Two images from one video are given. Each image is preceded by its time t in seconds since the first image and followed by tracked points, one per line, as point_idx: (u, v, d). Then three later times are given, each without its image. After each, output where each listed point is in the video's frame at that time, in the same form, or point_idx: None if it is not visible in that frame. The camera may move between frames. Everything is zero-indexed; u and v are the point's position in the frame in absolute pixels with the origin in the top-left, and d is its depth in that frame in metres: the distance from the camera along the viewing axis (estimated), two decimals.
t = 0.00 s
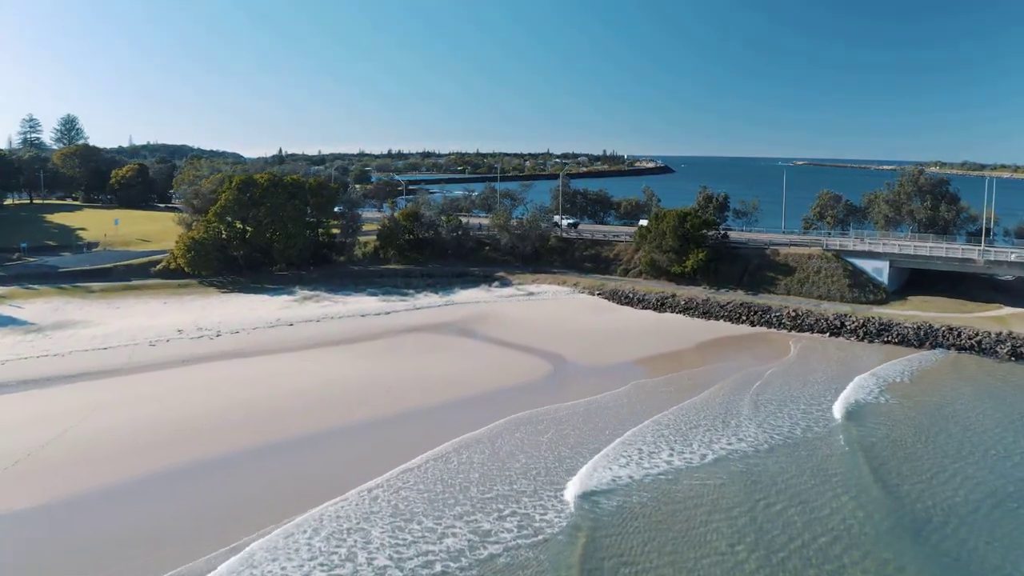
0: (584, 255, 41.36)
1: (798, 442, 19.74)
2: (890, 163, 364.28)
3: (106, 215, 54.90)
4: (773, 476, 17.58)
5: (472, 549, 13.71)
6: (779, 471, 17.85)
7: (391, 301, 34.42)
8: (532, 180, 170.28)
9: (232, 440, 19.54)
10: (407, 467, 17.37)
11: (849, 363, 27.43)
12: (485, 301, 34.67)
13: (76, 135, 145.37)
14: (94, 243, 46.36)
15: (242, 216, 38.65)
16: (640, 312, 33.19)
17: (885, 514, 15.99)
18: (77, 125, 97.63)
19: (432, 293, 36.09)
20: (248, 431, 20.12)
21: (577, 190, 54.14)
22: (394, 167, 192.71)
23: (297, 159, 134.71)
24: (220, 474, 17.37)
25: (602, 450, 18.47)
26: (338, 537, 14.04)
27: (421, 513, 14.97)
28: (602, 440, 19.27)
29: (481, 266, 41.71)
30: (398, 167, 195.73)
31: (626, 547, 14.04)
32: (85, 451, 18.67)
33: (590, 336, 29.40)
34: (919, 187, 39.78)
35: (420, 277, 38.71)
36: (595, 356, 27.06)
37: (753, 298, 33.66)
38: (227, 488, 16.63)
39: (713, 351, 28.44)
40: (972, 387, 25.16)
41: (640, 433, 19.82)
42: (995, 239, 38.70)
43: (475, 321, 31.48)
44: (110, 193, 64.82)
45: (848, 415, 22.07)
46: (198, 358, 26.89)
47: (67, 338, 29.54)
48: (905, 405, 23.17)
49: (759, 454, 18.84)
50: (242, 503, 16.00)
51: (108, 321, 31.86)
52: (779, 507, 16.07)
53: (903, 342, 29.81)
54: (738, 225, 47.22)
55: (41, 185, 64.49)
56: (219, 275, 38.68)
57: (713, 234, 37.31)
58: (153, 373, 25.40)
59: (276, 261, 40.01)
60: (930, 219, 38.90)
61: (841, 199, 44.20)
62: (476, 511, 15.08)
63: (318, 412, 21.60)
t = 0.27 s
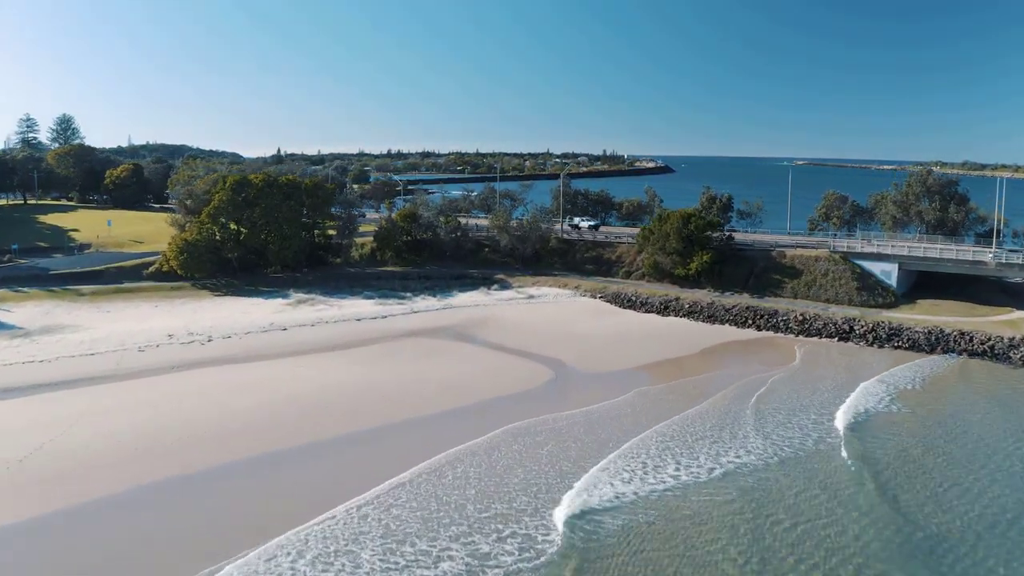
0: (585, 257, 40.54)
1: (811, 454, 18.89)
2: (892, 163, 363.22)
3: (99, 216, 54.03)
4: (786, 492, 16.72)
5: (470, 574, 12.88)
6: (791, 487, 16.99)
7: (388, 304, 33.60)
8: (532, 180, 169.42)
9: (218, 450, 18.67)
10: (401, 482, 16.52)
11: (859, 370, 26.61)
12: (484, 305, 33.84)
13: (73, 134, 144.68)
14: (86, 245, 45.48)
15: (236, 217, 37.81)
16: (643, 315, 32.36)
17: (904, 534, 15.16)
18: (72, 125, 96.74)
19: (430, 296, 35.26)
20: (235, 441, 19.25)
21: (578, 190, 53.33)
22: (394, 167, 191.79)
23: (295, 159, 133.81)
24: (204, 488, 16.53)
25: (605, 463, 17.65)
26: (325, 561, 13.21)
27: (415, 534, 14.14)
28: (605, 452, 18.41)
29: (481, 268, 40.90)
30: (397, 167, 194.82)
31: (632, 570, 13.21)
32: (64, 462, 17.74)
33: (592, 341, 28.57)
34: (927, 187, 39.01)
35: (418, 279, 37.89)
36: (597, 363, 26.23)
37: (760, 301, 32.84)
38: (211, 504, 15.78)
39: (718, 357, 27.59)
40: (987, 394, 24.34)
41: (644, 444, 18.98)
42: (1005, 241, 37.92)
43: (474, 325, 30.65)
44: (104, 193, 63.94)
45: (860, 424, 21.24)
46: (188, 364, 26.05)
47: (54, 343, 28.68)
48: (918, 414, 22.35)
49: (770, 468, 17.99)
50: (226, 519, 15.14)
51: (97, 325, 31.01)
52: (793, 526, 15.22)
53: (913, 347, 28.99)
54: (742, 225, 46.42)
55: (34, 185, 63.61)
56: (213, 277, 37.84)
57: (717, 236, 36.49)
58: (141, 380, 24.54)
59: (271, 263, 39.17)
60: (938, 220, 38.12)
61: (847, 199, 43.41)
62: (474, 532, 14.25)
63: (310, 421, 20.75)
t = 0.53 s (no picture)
0: (587, 259, 39.59)
1: (826, 470, 17.90)
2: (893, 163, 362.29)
3: (92, 217, 53.08)
4: (803, 513, 15.71)
5: None
6: (807, 506, 15.99)
7: (384, 309, 32.65)
8: (532, 180, 168.70)
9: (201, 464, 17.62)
10: (393, 502, 15.53)
11: (873, 378, 25.61)
12: (483, 309, 32.88)
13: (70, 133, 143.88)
14: (77, 247, 44.53)
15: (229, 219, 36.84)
16: (647, 320, 31.39)
17: (929, 560, 14.18)
18: (68, 124, 95.85)
19: (427, 300, 34.31)
20: (220, 457, 18.26)
21: (580, 191, 52.41)
22: (393, 167, 190.95)
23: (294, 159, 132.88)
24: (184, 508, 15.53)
25: (610, 481, 16.67)
26: None
27: (407, 562, 13.16)
28: (608, 468, 17.42)
29: (480, 271, 39.96)
30: (397, 167, 193.90)
31: None
32: (37, 481, 16.73)
33: (595, 348, 27.61)
34: (938, 189, 38.08)
35: (416, 283, 36.94)
36: (600, 371, 25.26)
37: (767, 306, 31.90)
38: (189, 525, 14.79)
39: (725, 364, 26.61)
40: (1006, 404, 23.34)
41: (650, 460, 18.00)
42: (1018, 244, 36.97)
43: (472, 330, 29.68)
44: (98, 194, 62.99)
45: (876, 437, 20.25)
46: (176, 373, 25.07)
47: (38, 349, 27.70)
48: (935, 425, 21.36)
49: (783, 485, 17.00)
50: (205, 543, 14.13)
51: (84, 330, 30.04)
52: (811, 551, 14.23)
53: (927, 353, 28.02)
54: (747, 227, 45.47)
55: (27, 186, 62.69)
56: (205, 281, 36.89)
57: (723, 238, 35.54)
58: (126, 389, 23.57)
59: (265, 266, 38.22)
60: (949, 222, 37.17)
61: (855, 201, 42.46)
62: (469, 560, 13.27)
63: (301, 432, 19.75)
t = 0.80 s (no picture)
0: (588, 261, 38.79)
1: (841, 485, 17.07)
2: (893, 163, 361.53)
3: (85, 218, 52.24)
4: (819, 533, 14.88)
5: None
6: (822, 525, 15.18)
7: (380, 313, 31.84)
8: (532, 180, 167.87)
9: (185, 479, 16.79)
10: (386, 521, 14.70)
11: (883, 385, 24.80)
12: (482, 313, 32.08)
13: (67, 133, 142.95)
14: (69, 249, 43.70)
15: (222, 220, 36.03)
16: (650, 325, 30.58)
17: None
18: (64, 123, 94.97)
19: (425, 304, 33.51)
20: (206, 469, 17.41)
21: (581, 192, 51.62)
22: (393, 167, 190.04)
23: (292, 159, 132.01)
24: (165, 527, 14.71)
25: (614, 497, 15.86)
26: None
27: None
28: (611, 483, 16.58)
29: (479, 274, 39.16)
30: (396, 167, 192.96)
31: None
32: (13, 496, 15.88)
33: (597, 354, 26.80)
34: (947, 190, 37.28)
35: (413, 286, 36.13)
36: (603, 378, 24.42)
37: (773, 310, 31.10)
38: (169, 547, 13.96)
39: (732, 371, 25.79)
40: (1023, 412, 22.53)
41: (656, 474, 17.18)
42: None
43: (471, 335, 28.87)
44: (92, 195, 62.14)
45: (890, 449, 19.44)
46: (164, 380, 24.23)
47: (23, 354, 26.86)
48: (951, 435, 20.55)
49: (796, 502, 16.18)
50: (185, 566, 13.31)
51: (71, 335, 29.21)
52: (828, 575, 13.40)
53: (938, 359, 27.21)
54: (751, 228, 44.68)
55: (20, 186, 61.84)
56: (198, 284, 36.09)
57: (728, 240, 34.74)
58: (111, 397, 22.75)
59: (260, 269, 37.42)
60: (959, 224, 36.39)
61: (862, 202, 41.67)
62: None
63: (291, 444, 18.93)
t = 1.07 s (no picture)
0: (590, 264, 37.87)
1: (857, 505, 16.12)
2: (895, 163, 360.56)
3: (77, 220, 51.32)
4: (837, 559, 13.94)
5: None
6: (840, 550, 14.23)
7: (376, 318, 30.91)
8: (533, 180, 166.92)
9: (165, 498, 15.86)
10: (375, 545, 13.76)
11: (897, 394, 23.84)
12: (481, 318, 31.15)
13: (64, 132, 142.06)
14: (60, 251, 42.78)
15: (214, 222, 35.12)
16: (654, 330, 29.65)
17: None
18: (60, 122, 94.06)
19: (422, 308, 32.59)
20: (187, 486, 16.46)
21: (583, 193, 50.69)
22: (392, 167, 189.02)
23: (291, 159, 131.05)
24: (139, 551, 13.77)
25: (618, 519, 14.92)
26: None
27: None
28: (614, 502, 15.61)
29: (479, 277, 38.25)
30: (396, 167, 191.89)
31: None
32: None
33: (599, 362, 25.85)
34: (959, 191, 36.31)
35: (411, 289, 35.23)
36: (605, 387, 23.51)
37: (781, 314, 30.19)
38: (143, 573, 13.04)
39: (739, 379, 24.84)
40: None
41: (662, 493, 16.23)
42: None
43: (469, 342, 27.93)
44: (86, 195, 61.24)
45: (907, 464, 18.49)
46: (150, 389, 23.29)
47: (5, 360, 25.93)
48: (970, 448, 19.59)
49: (811, 523, 15.24)
50: None
51: (56, 340, 28.28)
52: None
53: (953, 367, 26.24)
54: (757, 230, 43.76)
55: (13, 187, 60.96)
56: (189, 287, 35.18)
57: (734, 243, 33.82)
58: (94, 407, 21.83)
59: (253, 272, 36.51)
60: (971, 226, 35.42)
61: (870, 203, 40.72)
62: None
63: (278, 458, 18.00)
